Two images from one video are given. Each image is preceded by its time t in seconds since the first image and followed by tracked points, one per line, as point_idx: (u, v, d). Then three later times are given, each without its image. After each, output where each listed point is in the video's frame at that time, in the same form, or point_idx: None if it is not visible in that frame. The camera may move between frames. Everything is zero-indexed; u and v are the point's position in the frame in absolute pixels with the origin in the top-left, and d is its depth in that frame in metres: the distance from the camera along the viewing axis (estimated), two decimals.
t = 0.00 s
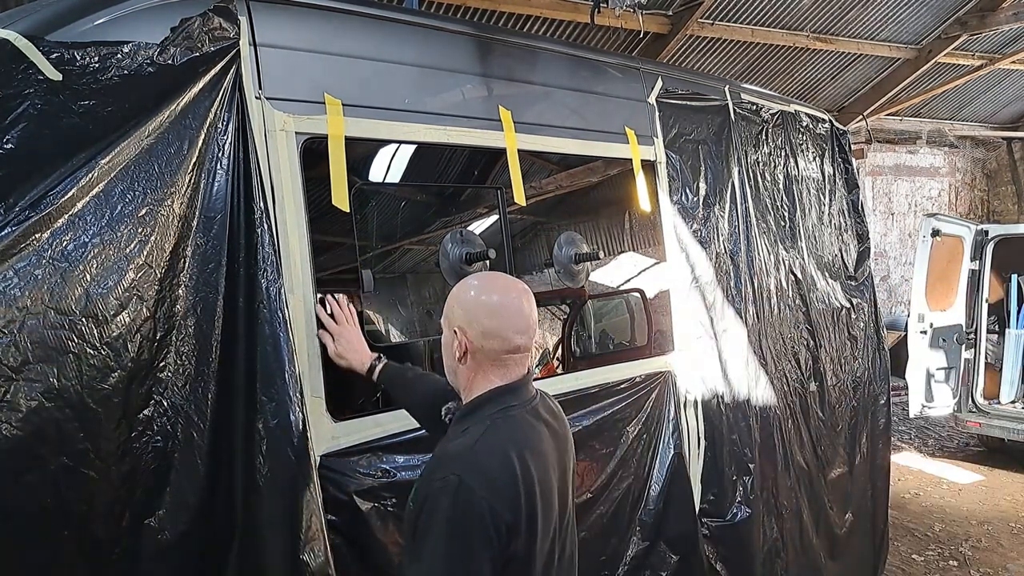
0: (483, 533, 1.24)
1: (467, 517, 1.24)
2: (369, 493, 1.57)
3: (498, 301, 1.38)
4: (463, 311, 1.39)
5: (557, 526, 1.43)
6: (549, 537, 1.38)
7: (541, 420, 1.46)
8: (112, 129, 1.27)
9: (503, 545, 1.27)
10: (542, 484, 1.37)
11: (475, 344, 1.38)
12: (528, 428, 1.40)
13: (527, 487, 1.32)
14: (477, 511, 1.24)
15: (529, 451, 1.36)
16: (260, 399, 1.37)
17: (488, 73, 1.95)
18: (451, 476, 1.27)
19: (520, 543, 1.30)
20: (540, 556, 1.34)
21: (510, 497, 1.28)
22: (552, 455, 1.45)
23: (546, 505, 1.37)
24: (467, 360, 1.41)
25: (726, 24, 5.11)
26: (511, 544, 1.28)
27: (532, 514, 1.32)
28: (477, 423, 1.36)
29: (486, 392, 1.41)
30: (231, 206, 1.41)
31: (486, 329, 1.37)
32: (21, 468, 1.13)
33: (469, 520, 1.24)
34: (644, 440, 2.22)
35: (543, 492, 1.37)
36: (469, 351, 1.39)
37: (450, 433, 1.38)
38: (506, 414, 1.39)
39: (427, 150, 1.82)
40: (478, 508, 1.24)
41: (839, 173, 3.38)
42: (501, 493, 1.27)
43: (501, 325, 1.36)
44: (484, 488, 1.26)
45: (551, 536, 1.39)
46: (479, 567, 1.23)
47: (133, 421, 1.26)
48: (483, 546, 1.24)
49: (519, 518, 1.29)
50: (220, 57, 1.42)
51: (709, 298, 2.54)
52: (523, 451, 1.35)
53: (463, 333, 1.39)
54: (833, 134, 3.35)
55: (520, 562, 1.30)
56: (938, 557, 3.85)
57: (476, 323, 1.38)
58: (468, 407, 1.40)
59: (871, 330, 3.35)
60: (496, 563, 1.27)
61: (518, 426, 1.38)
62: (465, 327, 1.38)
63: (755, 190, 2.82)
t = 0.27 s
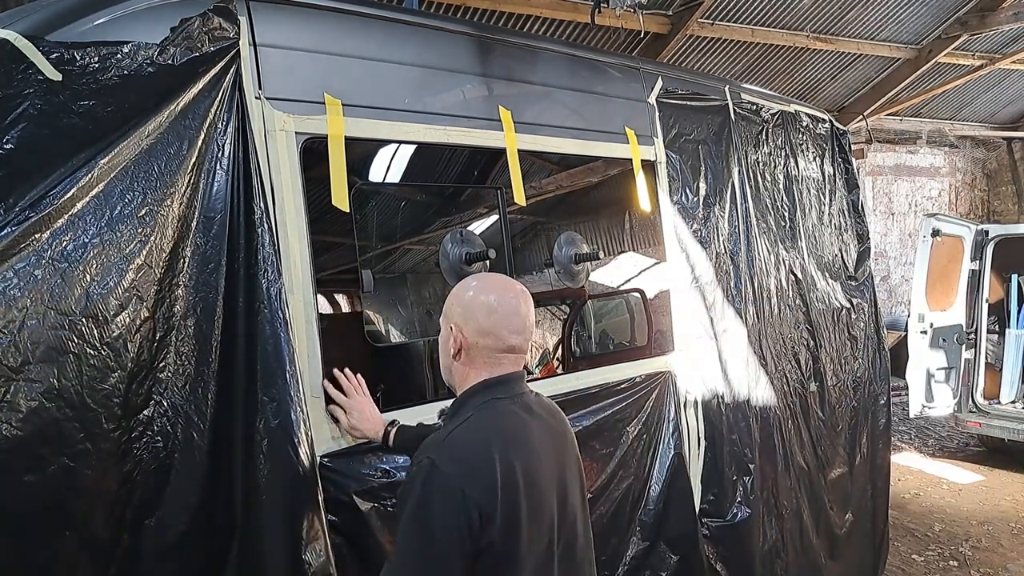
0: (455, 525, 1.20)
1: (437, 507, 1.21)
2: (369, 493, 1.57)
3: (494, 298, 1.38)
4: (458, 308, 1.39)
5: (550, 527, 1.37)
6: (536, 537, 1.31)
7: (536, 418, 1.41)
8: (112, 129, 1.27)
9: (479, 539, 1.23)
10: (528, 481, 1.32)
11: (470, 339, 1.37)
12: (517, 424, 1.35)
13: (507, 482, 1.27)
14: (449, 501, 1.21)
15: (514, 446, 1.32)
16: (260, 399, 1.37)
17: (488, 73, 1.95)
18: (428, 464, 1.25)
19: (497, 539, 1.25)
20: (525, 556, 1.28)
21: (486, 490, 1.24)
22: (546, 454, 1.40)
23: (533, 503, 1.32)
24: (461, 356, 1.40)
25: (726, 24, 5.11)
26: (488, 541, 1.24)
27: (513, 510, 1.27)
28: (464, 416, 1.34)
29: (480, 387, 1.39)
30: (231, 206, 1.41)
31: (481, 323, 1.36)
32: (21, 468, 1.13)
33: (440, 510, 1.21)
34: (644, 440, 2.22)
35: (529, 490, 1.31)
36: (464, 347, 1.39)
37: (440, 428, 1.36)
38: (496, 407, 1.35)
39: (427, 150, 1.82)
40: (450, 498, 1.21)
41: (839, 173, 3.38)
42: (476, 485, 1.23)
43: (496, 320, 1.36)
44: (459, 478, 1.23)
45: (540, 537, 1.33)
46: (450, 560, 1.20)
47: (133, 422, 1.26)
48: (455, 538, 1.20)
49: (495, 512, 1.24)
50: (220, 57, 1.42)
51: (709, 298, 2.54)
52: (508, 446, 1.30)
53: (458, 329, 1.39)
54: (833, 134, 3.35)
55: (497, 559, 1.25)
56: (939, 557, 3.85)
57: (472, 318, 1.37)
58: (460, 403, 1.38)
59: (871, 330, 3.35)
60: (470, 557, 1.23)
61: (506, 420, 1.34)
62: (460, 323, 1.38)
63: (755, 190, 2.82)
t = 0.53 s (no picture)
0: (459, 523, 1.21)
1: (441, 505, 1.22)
2: (370, 493, 1.57)
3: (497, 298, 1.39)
4: (463, 310, 1.41)
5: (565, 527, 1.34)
6: (549, 536, 1.30)
7: (545, 415, 1.40)
8: (112, 129, 1.27)
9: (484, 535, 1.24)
10: (536, 477, 1.31)
11: (476, 338, 1.38)
12: (524, 421, 1.35)
13: (512, 479, 1.27)
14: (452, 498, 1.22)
15: (520, 443, 1.31)
16: (260, 399, 1.37)
17: (488, 73, 1.95)
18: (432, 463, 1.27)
19: (502, 535, 1.25)
20: (535, 555, 1.27)
21: (489, 487, 1.24)
22: (558, 452, 1.38)
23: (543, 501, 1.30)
24: (468, 356, 1.40)
25: (726, 24, 5.11)
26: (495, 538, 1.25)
27: (519, 507, 1.27)
28: (469, 414, 1.35)
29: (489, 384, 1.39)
30: (231, 206, 1.41)
31: (485, 322, 1.38)
32: (22, 468, 1.13)
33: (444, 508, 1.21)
34: (644, 440, 2.22)
35: (536, 487, 1.30)
36: (470, 347, 1.39)
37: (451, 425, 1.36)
38: (504, 404, 1.35)
39: (427, 150, 1.82)
40: (453, 496, 1.22)
41: (839, 173, 3.38)
42: (478, 482, 1.24)
43: (500, 317, 1.37)
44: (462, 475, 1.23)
45: (554, 536, 1.31)
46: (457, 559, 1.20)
47: (133, 422, 1.26)
48: (460, 536, 1.21)
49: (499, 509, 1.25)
50: (220, 57, 1.42)
51: (709, 298, 2.54)
52: (513, 444, 1.30)
53: (463, 330, 1.40)
54: (833, 134, 3.35)
55: (506, 556, 1.26)
56: (939, 557, 3.85)
57: (477, 319, 1.38)
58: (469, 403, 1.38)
59: (871, 330, 3.34)
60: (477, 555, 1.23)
61: (511, 417, 1.33)
62: (465, 325, 1.40)
63: (755, 190, 2.82)
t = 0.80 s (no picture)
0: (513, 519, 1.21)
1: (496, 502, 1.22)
2: (369, 493, 1.57)
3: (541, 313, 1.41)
4: (506, 327, 1.43)
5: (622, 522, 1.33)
6: (605, 531, 1.29)
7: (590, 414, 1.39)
8: (112, 129, 1.27)
9: (537, 532, 1.23)
10: (588, 472, 1.30)
11: (520, 352, 1.40)
12: (571, 418, 1.34)
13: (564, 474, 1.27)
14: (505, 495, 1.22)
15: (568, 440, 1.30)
16: (260, 399, 1.37)
17: (488, 73, 1.95)
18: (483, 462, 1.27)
19: (556, 530, 1.25)
20: (591, 550, 1.27)
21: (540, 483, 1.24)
22: (608, 449, 1.38)
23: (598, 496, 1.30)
24: (513, 371, 1.42)
25: (726, 24, 5.11)
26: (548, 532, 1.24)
27: (573, 502, 1.26)
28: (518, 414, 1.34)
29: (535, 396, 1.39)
30: (231, 206, 1.41)
31: (529, 336, 1.39)
32: (21, 468, 1.13)
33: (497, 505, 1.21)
34: (643, 439, 2.22)
35: (590, 483, 1.30)
36: (514, 362, 1.41)
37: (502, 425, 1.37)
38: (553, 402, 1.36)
39: (427, 151, 1.83)
40: (505, 493, 1.22)
41: (839, 173, 3.38)
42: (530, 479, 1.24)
43: (542, 331, 1.39)
44: (513, 471, 1.24)
45: (610, 530, 1.30)
46: (513, 555, 1.19)
47: (133, 422, 1.26)
48: (516, 528, 1.21)
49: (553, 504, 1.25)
50: (220, 57, 1.42)
51: (709, 298, 2.54)
52: (565, 438, 1.30)
53: (506, 345, 1.42)
54: (833, 134, 3.35)
55: (560, 549, 1.25)
56: (939, 557, 3.85)
57: (521, 333, 1.40)
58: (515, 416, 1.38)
59: (871, 330, 3.34)
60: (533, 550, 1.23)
61: (561, 414, 1.34)
62: (509, 340, 1.42)
63: (755, 190, 2.82)
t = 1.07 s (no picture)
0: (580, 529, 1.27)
1: (562, 516, 1.28)
2: (370, 493, 1.57)
3: (594, 355, 1.47)
4: (563, 370, 1.47)
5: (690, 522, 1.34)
6: (676, 533, 1.32)
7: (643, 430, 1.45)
8: (112, 129, 1.27)
9: (608, 540, 1.29)
10: (644, 479, 1.33)
11: (579, 394, 1.45)
12: (624, 433, 1.40)
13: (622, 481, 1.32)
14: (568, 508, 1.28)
15: (622, 449, 1.36)
16: (260, 399, 1.36)
17: (489, 73, 1.95)
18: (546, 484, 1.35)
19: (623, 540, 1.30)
20: (662, 551, 1.29)
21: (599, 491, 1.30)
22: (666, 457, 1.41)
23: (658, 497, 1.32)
24: (570, 411, 1.46)
25: (726, 24, 5.11)
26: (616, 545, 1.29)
27: (635, 506, 1.30)
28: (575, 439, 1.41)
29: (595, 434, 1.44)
30: (231, 206, 1.41)
31: (586, 379, 1.44)
32: (21, 468, 1.13)
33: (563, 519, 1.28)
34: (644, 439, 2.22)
35: (649, 485, 1.33)
36: (572, 404, 1.46)
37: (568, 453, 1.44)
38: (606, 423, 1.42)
39: (427, 151, 1.82)
40: (568, 506, 1.28)
41: (839, 173, 3.38)
42: (590, 491, 1.30)
43: (599, 373, 1.45)
44: (574, 485, 1.31)
45: (679, 531, 1.32)
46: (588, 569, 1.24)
47: (134, 422, 1.26)
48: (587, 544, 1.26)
49: (617, 510, 1.30)
50: (220, 57, 1.42)
51: (709, 298, 2.54)
52: (619, 451, 1.36)
53: (566, 388, 1.46)
54: (833, 134, 3.35)
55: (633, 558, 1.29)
56: (939, 557, 3.85)
57: (579, 375, 1.45)
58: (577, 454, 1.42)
59: (871, 330, 3.34)
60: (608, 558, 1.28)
61: (614, 433, 1.39)
62: (568, 383, 1.46)
63: (755, 190, 2.82)
